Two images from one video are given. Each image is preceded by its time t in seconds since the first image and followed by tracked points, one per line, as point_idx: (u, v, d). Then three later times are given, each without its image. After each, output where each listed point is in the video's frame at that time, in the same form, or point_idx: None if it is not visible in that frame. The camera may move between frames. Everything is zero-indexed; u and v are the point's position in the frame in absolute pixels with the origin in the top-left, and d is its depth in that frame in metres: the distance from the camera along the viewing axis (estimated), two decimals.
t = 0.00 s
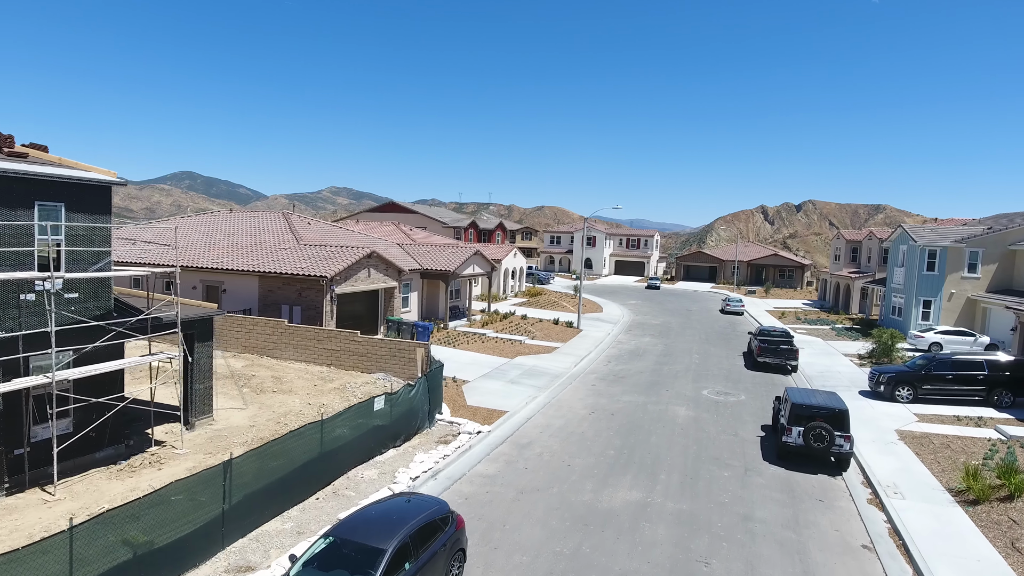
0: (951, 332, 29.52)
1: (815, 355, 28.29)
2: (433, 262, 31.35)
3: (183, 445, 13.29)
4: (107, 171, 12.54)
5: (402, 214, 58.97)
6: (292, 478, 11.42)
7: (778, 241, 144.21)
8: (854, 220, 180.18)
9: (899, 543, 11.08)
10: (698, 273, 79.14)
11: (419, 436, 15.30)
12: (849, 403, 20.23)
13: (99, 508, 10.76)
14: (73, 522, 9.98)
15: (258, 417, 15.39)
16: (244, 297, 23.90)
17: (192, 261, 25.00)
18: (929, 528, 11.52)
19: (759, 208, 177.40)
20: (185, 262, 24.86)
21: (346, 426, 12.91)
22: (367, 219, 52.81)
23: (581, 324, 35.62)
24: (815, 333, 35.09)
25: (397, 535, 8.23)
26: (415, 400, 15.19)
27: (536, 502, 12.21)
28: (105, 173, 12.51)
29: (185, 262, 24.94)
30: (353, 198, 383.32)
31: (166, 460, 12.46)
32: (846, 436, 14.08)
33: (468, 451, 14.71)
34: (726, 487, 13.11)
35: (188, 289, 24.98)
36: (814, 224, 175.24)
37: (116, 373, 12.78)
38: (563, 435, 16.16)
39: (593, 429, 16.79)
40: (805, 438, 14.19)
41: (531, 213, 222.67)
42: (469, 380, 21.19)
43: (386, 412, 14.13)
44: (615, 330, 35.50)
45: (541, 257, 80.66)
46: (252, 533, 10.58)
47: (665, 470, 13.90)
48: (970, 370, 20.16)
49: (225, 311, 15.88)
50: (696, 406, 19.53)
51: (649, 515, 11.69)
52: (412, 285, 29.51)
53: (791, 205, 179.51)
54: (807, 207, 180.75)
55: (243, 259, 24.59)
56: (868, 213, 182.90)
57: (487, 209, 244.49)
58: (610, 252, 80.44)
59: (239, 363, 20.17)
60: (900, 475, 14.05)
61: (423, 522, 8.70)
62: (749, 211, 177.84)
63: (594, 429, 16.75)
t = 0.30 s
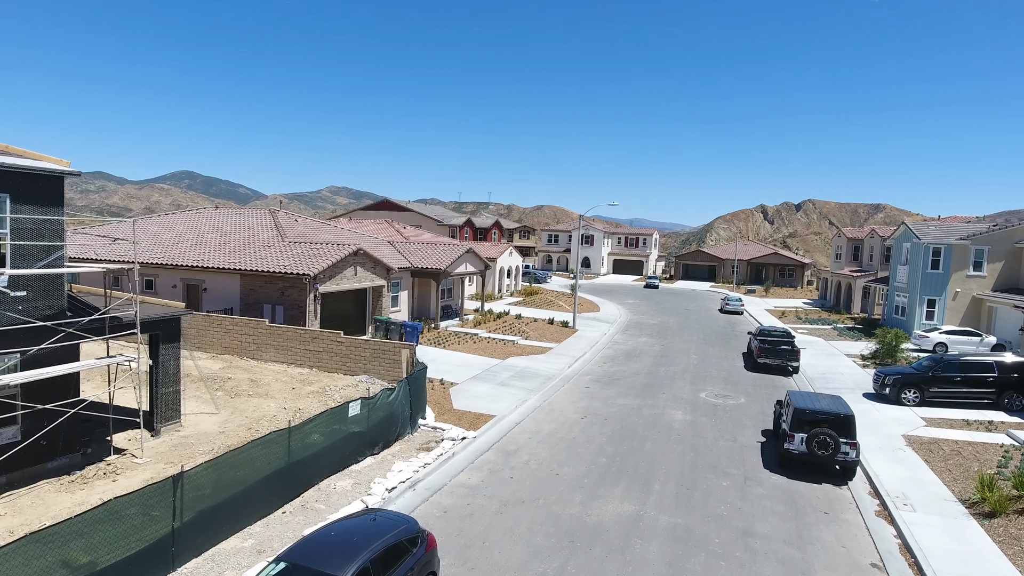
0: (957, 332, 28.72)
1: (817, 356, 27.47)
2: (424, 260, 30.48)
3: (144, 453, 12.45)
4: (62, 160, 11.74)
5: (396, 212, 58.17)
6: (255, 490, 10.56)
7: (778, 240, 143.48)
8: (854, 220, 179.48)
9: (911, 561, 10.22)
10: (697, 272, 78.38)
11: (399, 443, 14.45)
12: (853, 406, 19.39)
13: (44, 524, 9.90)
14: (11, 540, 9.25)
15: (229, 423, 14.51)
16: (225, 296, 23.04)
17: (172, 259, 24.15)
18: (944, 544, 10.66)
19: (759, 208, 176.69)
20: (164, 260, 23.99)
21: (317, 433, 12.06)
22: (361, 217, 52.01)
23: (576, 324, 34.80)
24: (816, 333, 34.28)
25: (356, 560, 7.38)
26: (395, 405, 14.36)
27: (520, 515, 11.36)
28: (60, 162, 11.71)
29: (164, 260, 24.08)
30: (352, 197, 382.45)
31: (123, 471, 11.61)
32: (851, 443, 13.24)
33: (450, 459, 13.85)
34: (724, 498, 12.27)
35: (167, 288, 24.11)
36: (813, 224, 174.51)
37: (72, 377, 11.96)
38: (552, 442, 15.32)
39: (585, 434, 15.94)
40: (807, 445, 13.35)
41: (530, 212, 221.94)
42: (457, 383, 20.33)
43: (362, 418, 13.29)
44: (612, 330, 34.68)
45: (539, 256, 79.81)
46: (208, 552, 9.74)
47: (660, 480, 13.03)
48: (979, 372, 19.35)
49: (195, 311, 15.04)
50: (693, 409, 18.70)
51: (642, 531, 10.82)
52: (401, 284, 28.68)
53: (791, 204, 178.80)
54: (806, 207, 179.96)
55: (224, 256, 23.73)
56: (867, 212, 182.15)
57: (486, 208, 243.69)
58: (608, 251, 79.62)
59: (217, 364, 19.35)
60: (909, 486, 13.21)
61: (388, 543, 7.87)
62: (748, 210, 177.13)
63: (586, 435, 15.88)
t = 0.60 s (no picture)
0: (963, 331, 27.88)
1: (819, 356, 26.60)
2: (414, 257, 29.58)
3: (99, 462, 11.57)
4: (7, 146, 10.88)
5: (391, 210, 57.33)
6: (212, 503, 9.70)
7: (778, 238, 142.64)
8: (854, 219, 178.62)
9: None
10: (696, 271, 77.50)
11: (377, 450, 13.56)
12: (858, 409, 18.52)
13: None
14: None
15: (196, 428, 13.62)
16: (204, 295, 22.14)
17: (150, 256, 23.27)
18: (962, 562, 9.78)
19: (758, 207, 175.85)
20: (143, 257, 23.10)
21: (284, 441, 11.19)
22: (354, 215, 51.12)
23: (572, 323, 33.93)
24: (818, 332, 33.42)
25: None
26: (373, 409, 13.50)
27: (502, 529, 10.49)
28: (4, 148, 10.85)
29: (142, 257, 23.20)
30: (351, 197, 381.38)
31: (72, 481, 10.74)
32: (859, 450, 12.37)
33: (431, 467, 12.96)
34: (723, 510, 11.40)
35: (145, 286, 23.21)
36: (813, 223, 173.68)
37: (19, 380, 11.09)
38: (541, 448, 14.43)
39: (576, 439, 15.06)
40: (812, 452, 12.48)
41: (529, 211, 220.89)
42: (444, 385, 19.43)
43: (337, 423, 12.43)
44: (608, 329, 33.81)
45: (537, 254, 78.87)
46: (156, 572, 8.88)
47: (654, 490, 12.15)
48: (990, 373, 18.51)
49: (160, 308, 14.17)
50: (691, 412, 17.82)
51: (633, 547, 9.94)
52: (391, 282, 27.78)
53: (790, 203, 177.96)
54: (806, 206, 179.12)
55: (203, 253, 22.81)
56: (867, 212, 181.34)
57: (485, 207, 242.80)
58: (606, 250, 78.76)
59: (193, 366, 18.48)
60: (921, 496, 12.33)
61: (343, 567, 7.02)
62: (748, 210, 176.29)
63: (577, 440, 14.99)
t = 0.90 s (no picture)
0: (971, 330, 26.99)
1: (822, 356, 25.71)
2: (405, 254, 28.69)
3: (48, 473, 10.67)
4: None
5: (386, 208, 56.48)
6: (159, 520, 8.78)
7: (778, 238, 141.77)
8: (854, 218, 177.74)
9: None
10: (696, 270, 76.66)
11: (352, 458, 12.67)
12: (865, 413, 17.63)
13: None
14: None
15: (160, 435, 12.73)
16: (183, 293, 21.25)
17: (127, 252, 22.37)
18: None
19: (758, 206, 175.07)
20: (119, 253, 22.21)
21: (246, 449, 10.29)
22: (348, 213, 50.26)
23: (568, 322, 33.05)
24: (821, 332, 32.54)
25: None
26: (348, 414, 12.59)
27: (483, 546, 9.60)
28: None
29: (119, 253, 22.30)
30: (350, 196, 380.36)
31: (13, 495, 9.84)
32: (871, 459, 11.47)
33: (409, 477, 12.06)
34: (725, 525, 10.50)
35: (123, 283, 22.32)
36: (814, 222, 172.83)
37: None
38: (529, 454, 13.55)
39: (567, 445, 14.16)
40: (819, 460, 11.60)
41: (528, 210, 219.99)
42: (431, 387, 18.54)
43: (306, 430, 11.51)
44: (605, 328, 32.92)
45: (535, 253, 77.98)
46: None
47: (649, 502, 11.26)
48: (1003, 375, 17.63)
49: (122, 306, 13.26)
50: (689, 415, 16.94)
51: (625, 567, 9.05)
52: (380, 280, 26.90)
53: (790, 202, 177.21)
54: (806, 205, 178.34)
55: (183, 249, 21.92)
56: (868, 211, 180.53)
57: (484, 207, 241.79)
58: (604, 248, 77.94)
59: (166, 368, 17.59)
60: (937, 508, 11.44)
61: None
62: (748, 209, 175.55)
63: (568, 446, 14.09)
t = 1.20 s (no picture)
0: (980, 330, 26.11)
1: (826, 357, 24.83)
2: (395, 252, 27.78)
3: None
4: None
5: (380, 206, 55.60)
6: (97, 543, 7.82)
7: (778, 237, 140.91)
8: (854, 218, 176.92)
9: None
10: (695, 269, 75.81)
11: (325, 468, 11.77)
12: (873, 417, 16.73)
13: None
14: None
15: (118, 443, 11.83)
16: (159, 291, 20.35)
17: (103, 249, 21.46)
18: None
19: (758, 205, 174.26)
20: (94, 250, 21.31)
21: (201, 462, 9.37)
22: (341, 210, 49.36)
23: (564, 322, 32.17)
24: (823, 332, 31.66)
25: None
26: (321, 422, 11.68)
27: (460, 569, 8.70)
28: None
29: (94, 250, 21.39)
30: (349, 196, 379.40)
31: None
32: (885, 471, 10.57)
33: (385, 490, 11.15)
34: (726, 543, 9.61)
35: (98, 282, 21.42)
36: (814, 221, 171.97)
37: None
38: (517, 463, 12.66)
39: (557, 454, 13.26)
40: (829, 471, 10.69)
41: (528, 210, 219.39)
42: (417, 390, 17.63)
43: (273, 439, 10.58)
44: (602, 328, 32.04)
45: (533, 252, 77.09)
46: None
47: (644, 518, 10.34)
48: (1019, 377, 16.74)
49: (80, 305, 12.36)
50: (688, 420, 16.05)
51: None
52: (368, 278, 26.00)
53: (790, 202, 176.39)
54: (806, 204, 177.51)
55: (160, 245, 21.02)
56: (867, 210, 179.73)
57: (483, 206, 240.97)
58: (603, 247, 77.07)
59: (137, 370, 16.66)
60: (958, 524, 10.53)
61: None
62: (748, 208, 174.77)
63: (559, 454, 13.18)
